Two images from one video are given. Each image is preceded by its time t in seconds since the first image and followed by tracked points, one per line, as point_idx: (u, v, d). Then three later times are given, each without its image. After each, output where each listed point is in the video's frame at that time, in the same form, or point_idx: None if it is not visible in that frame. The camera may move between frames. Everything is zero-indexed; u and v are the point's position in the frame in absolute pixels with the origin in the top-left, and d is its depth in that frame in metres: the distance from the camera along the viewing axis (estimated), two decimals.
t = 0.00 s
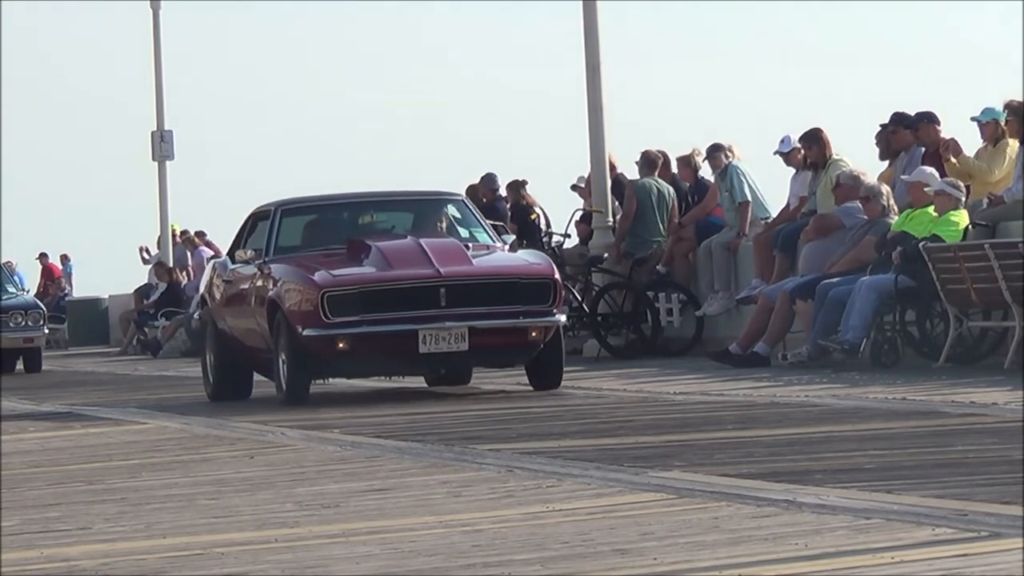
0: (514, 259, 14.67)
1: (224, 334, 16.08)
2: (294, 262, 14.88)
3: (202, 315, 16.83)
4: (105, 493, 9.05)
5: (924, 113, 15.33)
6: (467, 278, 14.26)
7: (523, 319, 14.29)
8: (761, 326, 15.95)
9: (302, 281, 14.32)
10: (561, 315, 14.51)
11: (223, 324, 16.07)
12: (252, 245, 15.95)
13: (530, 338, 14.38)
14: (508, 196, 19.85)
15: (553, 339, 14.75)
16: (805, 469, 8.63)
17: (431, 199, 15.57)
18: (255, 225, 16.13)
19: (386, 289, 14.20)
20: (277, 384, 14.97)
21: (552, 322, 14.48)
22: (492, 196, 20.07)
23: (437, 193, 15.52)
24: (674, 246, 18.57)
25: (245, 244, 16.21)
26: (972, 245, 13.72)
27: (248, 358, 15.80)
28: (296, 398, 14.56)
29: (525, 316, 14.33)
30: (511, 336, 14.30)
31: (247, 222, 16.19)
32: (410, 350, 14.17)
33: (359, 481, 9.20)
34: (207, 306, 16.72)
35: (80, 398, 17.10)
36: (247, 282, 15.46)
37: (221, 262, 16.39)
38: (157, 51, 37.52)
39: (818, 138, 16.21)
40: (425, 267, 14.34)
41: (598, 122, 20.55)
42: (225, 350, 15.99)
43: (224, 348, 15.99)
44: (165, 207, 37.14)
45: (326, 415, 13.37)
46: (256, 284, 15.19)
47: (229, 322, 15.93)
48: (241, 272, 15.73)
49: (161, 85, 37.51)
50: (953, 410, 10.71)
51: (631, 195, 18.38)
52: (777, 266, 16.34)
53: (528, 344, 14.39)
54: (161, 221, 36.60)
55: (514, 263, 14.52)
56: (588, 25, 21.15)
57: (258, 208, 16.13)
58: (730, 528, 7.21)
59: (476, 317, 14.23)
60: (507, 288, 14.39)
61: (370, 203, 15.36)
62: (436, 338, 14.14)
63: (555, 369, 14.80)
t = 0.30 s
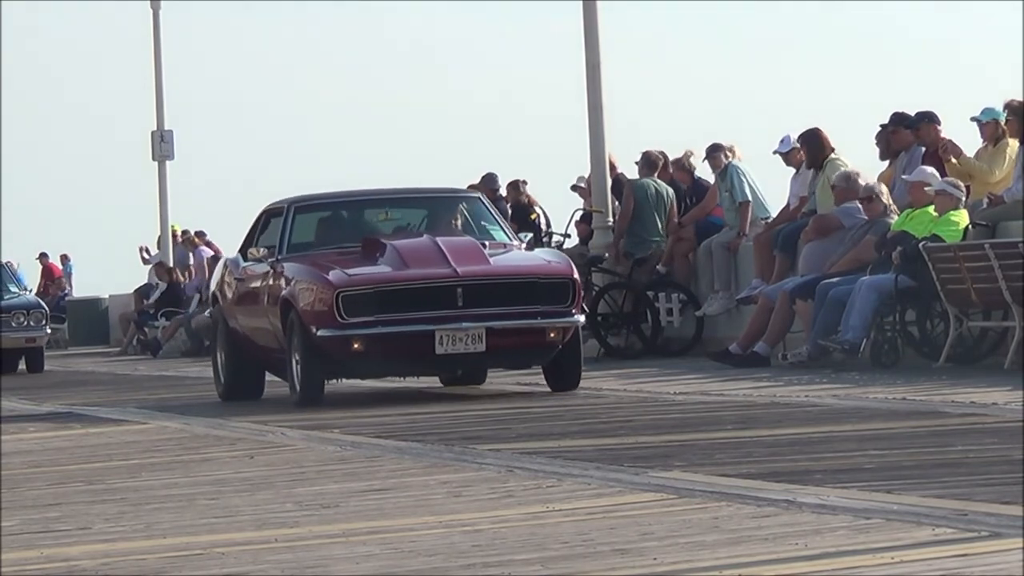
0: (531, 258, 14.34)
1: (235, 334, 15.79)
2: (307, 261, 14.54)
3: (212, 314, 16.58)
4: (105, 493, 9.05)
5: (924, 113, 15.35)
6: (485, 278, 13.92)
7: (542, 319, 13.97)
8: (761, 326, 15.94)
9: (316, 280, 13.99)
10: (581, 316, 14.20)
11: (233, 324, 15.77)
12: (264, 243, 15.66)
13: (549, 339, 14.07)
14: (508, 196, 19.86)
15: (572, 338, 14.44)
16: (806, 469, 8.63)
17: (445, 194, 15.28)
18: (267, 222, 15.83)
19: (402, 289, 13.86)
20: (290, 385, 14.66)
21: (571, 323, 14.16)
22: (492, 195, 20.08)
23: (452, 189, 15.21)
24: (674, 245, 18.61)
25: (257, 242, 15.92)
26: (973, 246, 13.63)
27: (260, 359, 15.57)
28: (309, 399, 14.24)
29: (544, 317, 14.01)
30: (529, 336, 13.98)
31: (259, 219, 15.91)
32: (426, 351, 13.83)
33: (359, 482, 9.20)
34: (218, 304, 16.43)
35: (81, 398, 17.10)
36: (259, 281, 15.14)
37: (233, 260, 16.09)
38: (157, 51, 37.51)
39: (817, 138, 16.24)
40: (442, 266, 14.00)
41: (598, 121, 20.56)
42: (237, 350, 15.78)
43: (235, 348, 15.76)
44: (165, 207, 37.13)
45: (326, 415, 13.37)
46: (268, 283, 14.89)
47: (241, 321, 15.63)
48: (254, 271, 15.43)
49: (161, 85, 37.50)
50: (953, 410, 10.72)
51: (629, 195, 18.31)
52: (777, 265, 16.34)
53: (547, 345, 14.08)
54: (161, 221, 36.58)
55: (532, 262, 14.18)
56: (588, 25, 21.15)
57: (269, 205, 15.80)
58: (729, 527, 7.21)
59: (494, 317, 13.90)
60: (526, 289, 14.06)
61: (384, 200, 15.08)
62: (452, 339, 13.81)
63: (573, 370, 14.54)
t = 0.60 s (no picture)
0: (548, 257, 14.14)
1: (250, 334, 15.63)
2: (322, 259, 14.37)
3: (225, 311, 16.43)
4: (104, 493, 9.05)
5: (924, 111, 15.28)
6: (502, 277, 13.74)
7: (561, 319, 13.77)
8: (761, 326, 15.93)
9: (332, 279, 13.83)
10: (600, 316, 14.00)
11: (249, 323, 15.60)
12: (278, 239, 15.48)
13: (567, 339, 13.87)
14: (507, 196, 19.86)
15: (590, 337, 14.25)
16: (806, 469, 8.63)
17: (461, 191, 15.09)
18: (280, 219, 15.65)
19: (419, 288, 13.69)
20: (304, 385, 14.50)
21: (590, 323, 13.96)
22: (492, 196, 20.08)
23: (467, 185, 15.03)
24: (674, 245, 18.62)
25: (270, 238, 15.74)
26: (972, 246, 13.63)
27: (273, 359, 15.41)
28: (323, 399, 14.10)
29: (563, 317, 13.82)
30: (548, 336, 13.79)
31: (272, 216, 15.73)
32: (443, 351, 13.66)
33: (359, 482, 9.19)
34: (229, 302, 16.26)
35: (80, 398, 17.09)
36: (275, 279, 14.95)
37: (246, 257, 15.91)
38: (157, 51, 37.51)
39: (815, 140, 16.38)
40: (460, 265, 13.83)
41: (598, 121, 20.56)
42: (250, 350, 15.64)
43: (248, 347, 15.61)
44: (165, 208, 37.12)
45: (325, 415, 13.36)
46: (282, 281, 14.72)
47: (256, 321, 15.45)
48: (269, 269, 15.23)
49: (161, 85, 37.50)
50: (953, 410, 10.71)
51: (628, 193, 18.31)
52: (777, 265, 16.35)
53: (566, 345, 13.88)
54: (161, 221, 36.57)
55: (550, 261, 13.99)
56: (588, 25, 21.15)
57: (284, 202, 15.63)
58: (729, 527, 7.21)
59: (512, 317, 13.71)
60: (544, 288, 13.87)
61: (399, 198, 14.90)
62: (469, 339, 13.64)
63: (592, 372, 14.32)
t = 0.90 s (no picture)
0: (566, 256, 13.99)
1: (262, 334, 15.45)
2: (338, 258, 14.21)
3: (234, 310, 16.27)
4: (104, 493, 9.05)
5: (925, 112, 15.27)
6: (521, 276, 13.57)
7: (581, 318, 13.62)
8: (761, 326, 15.93)
9: (348, 278, 13.66)
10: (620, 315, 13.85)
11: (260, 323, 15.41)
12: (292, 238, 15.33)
13: (587, 339, 13.72)
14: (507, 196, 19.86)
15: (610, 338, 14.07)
16: (806, 469, 8.63)
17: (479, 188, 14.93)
18: (293, 218, 15.50)
19: (436, 286, 13.52)
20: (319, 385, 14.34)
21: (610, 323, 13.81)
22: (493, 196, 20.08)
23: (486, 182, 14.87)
24: (674, 245, 18.61)
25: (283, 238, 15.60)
26: (971, 246, 13.60)
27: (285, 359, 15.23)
28: (339, 400, 13.93)
29: (582, 317, 13.67)
30: (567, 337, 13.64)
31: (286, 214, 15.58)
32: (461, 351, 13.49)
33: (359, 482, 9.19)
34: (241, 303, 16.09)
35: (81, 398, 17.09)
36: (288, 278, 14.77)
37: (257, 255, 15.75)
38: (157, 51, 37.51)
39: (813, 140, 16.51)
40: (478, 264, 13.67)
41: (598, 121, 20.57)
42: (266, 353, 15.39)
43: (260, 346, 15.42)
44: (165, 208, 37.12)
45: (325, 416, 13.36)
46: (297, 281, 14.55)
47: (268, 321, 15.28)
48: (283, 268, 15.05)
49: (161, 85, 37.50)
50: (953, 410, 10.70)
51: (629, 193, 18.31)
52: (777, 265, 16.35)
53: (585, 345, 13.73)
54: (161, 221, 36.57)
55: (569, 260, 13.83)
56: (588, 25, 21.16)
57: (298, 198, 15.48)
58: (729, 527, 7.21)
59: (532, 317, 13.55)
60: (563, 287, 13.72)
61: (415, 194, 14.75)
62: (488, 339, 13.48)
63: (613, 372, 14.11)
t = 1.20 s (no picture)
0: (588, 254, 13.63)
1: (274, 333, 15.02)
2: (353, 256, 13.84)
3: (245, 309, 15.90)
4: (104, 493, 9.05)
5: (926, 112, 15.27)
6: (543, 275, 13.22)
7: (603, 318, 13.27)
8: (761, 326, 15.93)
9: (365, 276, 13.30)
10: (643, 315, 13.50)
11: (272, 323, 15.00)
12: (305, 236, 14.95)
13: (610, 339, 13.37)
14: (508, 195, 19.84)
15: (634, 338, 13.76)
16: (806, 469, 8.63)
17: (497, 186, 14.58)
18: (306, 216, 15.12)
19: (455, 285, 13.16)
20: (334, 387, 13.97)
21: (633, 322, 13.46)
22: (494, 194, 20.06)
23: (505, 180, 14.52)
24: (674, 245, 18.57)
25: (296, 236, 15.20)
26: (972, 246, 13.62)
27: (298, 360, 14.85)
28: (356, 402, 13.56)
29: (605, 316, 13.32)
30: (590, 337, 13.29)
31: (298, 212, 15.22)
32: (482, 351, 13.13)
33: (359, 482, 9.19)
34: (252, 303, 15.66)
35: (81, 398, 17.09)
36: (303, 276, 14.37)
37: (270, 254, 15.36)
38: (156, 50, 37.52)
39: (811, 143, 16.68)
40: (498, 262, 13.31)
41: (598, 121, 20.57)
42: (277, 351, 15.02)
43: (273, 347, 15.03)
44: (164, 208, 37.13)
45: (325, 416, 13.36)
46: (311, 279, 14.16)
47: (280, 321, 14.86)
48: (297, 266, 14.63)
49: (161, 84, 37.51)
50: (953, 410, 10.70)
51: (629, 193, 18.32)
52: (777, 266, 16.36)
53: (608, 346, 13.38)
54: (161, 222, 36.58)
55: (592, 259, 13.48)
56: (588, 24, 21.15)
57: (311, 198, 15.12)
58: (729, 527, 7.21)
59: (553, 317, 13.20)
60: (586, 287, 13.37)
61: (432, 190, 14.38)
62: (509, 339, 13.11)
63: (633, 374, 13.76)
